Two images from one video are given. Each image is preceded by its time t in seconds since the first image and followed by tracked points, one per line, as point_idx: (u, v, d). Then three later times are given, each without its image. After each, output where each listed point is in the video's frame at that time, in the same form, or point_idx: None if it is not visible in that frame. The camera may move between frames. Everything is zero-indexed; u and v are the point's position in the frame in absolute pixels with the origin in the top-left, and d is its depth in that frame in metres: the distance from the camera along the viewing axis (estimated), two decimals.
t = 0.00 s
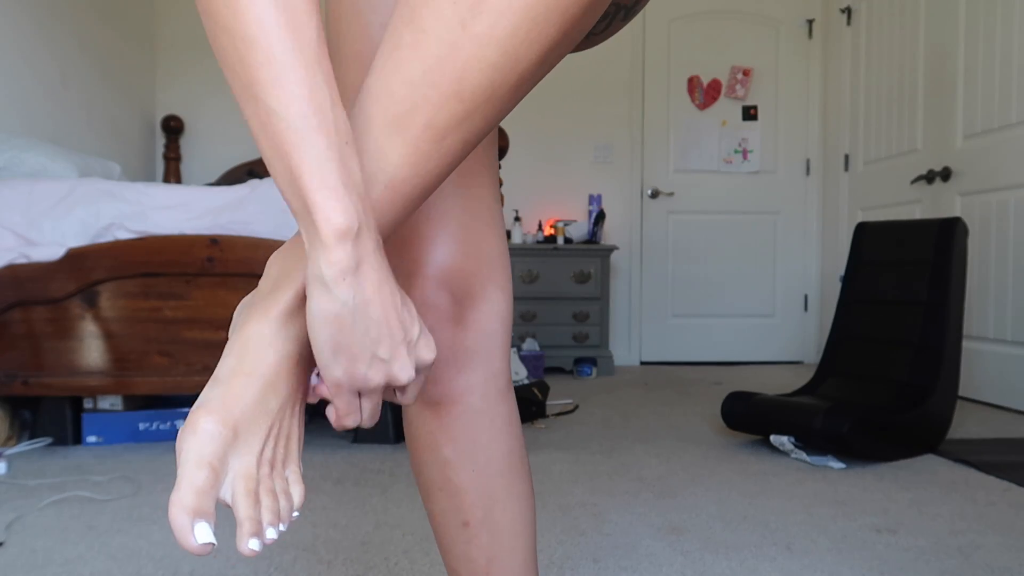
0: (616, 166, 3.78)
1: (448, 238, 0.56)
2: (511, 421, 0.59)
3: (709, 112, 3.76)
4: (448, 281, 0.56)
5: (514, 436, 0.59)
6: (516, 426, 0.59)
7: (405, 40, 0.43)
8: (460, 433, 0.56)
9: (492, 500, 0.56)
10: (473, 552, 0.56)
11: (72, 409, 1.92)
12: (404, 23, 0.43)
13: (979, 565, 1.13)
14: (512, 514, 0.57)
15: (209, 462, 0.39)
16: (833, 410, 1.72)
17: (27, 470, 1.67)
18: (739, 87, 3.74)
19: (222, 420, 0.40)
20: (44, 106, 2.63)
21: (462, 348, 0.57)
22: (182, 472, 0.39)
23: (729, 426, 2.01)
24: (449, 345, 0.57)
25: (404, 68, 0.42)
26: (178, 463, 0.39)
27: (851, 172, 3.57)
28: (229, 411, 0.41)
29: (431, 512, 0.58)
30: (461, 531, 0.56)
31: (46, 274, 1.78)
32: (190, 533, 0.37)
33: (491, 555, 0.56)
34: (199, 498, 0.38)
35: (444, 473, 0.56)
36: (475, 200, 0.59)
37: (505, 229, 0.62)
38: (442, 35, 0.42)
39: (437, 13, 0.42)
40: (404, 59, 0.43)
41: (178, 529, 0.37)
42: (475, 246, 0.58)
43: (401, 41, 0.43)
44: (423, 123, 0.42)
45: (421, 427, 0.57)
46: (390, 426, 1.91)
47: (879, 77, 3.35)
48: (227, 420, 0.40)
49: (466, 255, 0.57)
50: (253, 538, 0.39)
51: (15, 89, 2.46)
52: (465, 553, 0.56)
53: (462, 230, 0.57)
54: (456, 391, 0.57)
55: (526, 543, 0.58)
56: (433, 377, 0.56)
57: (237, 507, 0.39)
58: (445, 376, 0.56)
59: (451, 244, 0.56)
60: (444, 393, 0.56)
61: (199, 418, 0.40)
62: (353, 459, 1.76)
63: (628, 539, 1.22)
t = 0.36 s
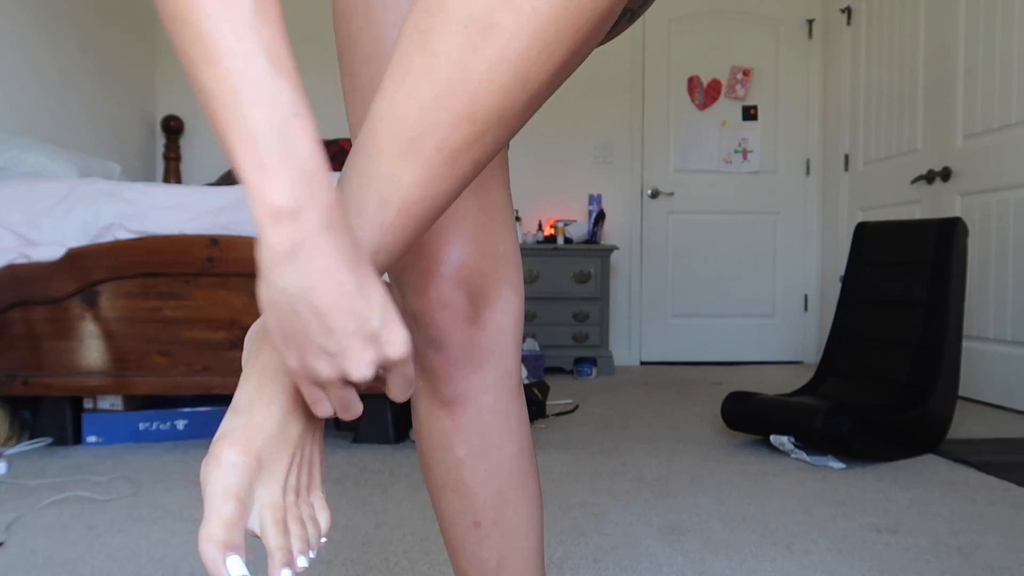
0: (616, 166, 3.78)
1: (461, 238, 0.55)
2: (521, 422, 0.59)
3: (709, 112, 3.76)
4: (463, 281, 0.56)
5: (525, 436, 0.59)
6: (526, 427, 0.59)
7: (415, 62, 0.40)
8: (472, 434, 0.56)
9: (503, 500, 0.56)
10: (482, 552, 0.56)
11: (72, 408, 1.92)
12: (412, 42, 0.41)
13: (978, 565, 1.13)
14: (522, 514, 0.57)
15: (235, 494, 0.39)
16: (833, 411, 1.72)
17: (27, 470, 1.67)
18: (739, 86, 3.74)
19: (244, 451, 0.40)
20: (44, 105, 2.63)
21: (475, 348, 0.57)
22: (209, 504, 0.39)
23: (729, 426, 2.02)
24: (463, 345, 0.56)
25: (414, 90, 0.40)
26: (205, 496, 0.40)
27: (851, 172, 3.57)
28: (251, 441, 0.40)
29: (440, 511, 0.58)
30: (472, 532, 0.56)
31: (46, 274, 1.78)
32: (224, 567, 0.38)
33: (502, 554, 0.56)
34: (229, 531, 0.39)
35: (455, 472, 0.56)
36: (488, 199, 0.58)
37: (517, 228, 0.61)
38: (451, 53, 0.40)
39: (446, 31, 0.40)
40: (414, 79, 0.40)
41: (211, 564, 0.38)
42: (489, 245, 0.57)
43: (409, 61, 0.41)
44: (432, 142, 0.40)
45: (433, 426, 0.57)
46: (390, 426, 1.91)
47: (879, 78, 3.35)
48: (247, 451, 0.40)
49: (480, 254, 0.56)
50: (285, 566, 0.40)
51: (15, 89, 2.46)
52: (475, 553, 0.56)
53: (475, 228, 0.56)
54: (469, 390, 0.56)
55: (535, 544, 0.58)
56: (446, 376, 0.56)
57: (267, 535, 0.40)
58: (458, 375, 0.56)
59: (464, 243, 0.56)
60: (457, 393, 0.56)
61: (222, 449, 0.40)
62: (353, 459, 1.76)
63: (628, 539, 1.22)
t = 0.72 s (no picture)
0: (616, 166, 3.78)
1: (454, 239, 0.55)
2: (516, 422, 0.58)
3: (709, 112, 3.76)
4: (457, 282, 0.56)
5: (520, 437, 0.58)
6: (522, 426, 0.59)
7: (445, 74, 0.41)
8: (467, 434, 0.57)
9: (497, 499, 0.56)
10: (478, 552, 0.56)
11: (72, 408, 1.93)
12: (438, 53, 0.42)
13: (978, 565, 1.13)
14: (517, 513, 0.57)
15: (272, 520, 0.41)
16: (832, 410, 1.72)
17: (27, 470, 1.67)
18: (739, 86, 3.74)
19: (278, 478, 0.42)
20: (44, 105, 2.63)
21: (469, 347, 0.57)
22: (246, 534, 0.41)
23: (728, 426, 2.01)
24: (455, 345, 0.56)
25: (444, 101, 0.41)
26: (240, 525, 0.42)
27: (851, 171, 3.57)
28: (284, 467, 0.42)
29: (437, 511, 0.58)
30: (467, 531, 0.56)
31: (46, 274, 1.78)
32: None
33: (497, 555, 0.56)
34: (267, 558, 0.41)
35: (450, 472, 0.57)
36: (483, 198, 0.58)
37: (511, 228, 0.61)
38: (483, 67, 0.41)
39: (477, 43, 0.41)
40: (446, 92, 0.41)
41: None
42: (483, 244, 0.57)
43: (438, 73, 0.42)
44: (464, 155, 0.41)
45: (428, 426, 0.58)
46: (390, 426, 1.91)
47: (879, 78, 3.35)
48: (282, 476, 0.42)
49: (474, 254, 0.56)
50: None
51: (16, 89, 2.46)
52: (470, 553, 0.56)
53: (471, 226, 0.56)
54: (463, 390, 0.57)
55: (531, 543, 0.58)
56: (440, 376, 0.57)
57: (305, 560, 0.43)
58: (452, 375, 0.57)
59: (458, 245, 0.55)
60: (451, 392, 0.57)
61: (256, 475, 0.42)
62: (353, 459, 1.76)
63: (627, 539, 1.22)
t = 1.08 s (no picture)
0: (616, 166, 3.78)
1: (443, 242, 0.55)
2: (509, 421, 0.58)
3: (709, 112, 3.75)
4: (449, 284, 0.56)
5: (513, 437, 0.58)
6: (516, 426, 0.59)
7: (479, 111, 0.44)
8: (459, 433, 0.56)
9: (490, 500, 0.56)
10: (472, 552, 0.56)
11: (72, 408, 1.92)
12: (472, 98, 0.45)
13: (979, 565, 1.13)
14: (510, 513, 0.57)
15: None
16: (832, 410, 1.72)
17: (27, 470, 1.67)
18: (739, 87, 3.74)
19: (342, 537, 0.44)
20: (44, 105, 2.63)
21: (461, 348, 0.57)
22: None
23: (728, 425, 2.01)
24: (446, 346, 0.56)
25: (480, 140, 0.44)
26: None
27: (851, 171, 3.57)
28: (346, 524, 0.44)
29: (430, 510, 0.58)
30: (461, 530, 0.57)
31: (46, 274, 1.78)
32: None
33: (491, 554, 0.56)
34: None
35: (443, 473, 0.57)
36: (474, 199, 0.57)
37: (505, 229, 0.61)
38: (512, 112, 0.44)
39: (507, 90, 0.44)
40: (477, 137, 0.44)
41: None
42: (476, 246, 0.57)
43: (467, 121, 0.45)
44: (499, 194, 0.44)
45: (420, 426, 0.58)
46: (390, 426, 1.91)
47: (879, 78, 3.35)
48: (345, 535, 0.44)
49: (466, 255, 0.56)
50: None
51: (16, 89, 2.46)
52: (464, 552, 0.57)
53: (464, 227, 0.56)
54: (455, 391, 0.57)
55: (525, 542, 0.58)
56: (431, 377, 0.56)
57: None
58: (443, 376, 0.56)
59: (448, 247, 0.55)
60: (442, 393, 0.57)
61: (320, 536, 0.43)
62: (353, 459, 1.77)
63: (628, 539, 1.22)
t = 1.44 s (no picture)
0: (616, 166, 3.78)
1: (443, 237, 0.54)
2: (508, 417, 0.57)
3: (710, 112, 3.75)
4: (450, 278, 0.54)
5: (513, 432, 0.57)
6: (516, 422, 0.57)
7: (587, 363, 0.41)
8: (459, 426, 0.56)
9: (487, 494, 0.55)
10: (469, 547, 0.55)
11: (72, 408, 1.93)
12: (573, 348, 0.42)
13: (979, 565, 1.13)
14: (509, 509, 0.56)
15: None
16: (832, 410, 1.72)
17: (27, 470, 1.67)
18: (739, 87, 3.74)
19: None
20: (44, 106, 2.63)
21: (461, 345, 0.56)
22: None
23: (728, 426, 2.02)
24: (445, 338, 0.55)
25: (602, 385, 0.41)
26: None
27: (851, 171, 3.57)
28: None
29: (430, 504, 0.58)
30: (458, 522, 0.56)
31: (47, 274, 1.78)
32: None
33: (489, 549, 0.55)
34: None
35: (441, 466, 0.56)
36: (481, 191, 0.55)
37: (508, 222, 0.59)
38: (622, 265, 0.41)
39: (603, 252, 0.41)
40: (602, 311, 0.41)
41: None
42: (476, 235, 0.55)
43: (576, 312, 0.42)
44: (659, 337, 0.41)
45: (420, 419, 0.57)
46: (390, 426, 1.91)
47: (879, 77, 3.35)
48: None
49: (467, 247, 0.54)
50: None
51: (16, 88, 2.46)
52: (461, 544, 0.56)
53: (468, 221, 0.54)
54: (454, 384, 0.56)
55: (523, 540, 0.56)
56: (431, 369, 0.56)
57: None
58: (443, 369, 0.56)
59: (448, 242, 0.54)
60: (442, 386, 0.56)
61: None
62: (352, 459, 1.76)
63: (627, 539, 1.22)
